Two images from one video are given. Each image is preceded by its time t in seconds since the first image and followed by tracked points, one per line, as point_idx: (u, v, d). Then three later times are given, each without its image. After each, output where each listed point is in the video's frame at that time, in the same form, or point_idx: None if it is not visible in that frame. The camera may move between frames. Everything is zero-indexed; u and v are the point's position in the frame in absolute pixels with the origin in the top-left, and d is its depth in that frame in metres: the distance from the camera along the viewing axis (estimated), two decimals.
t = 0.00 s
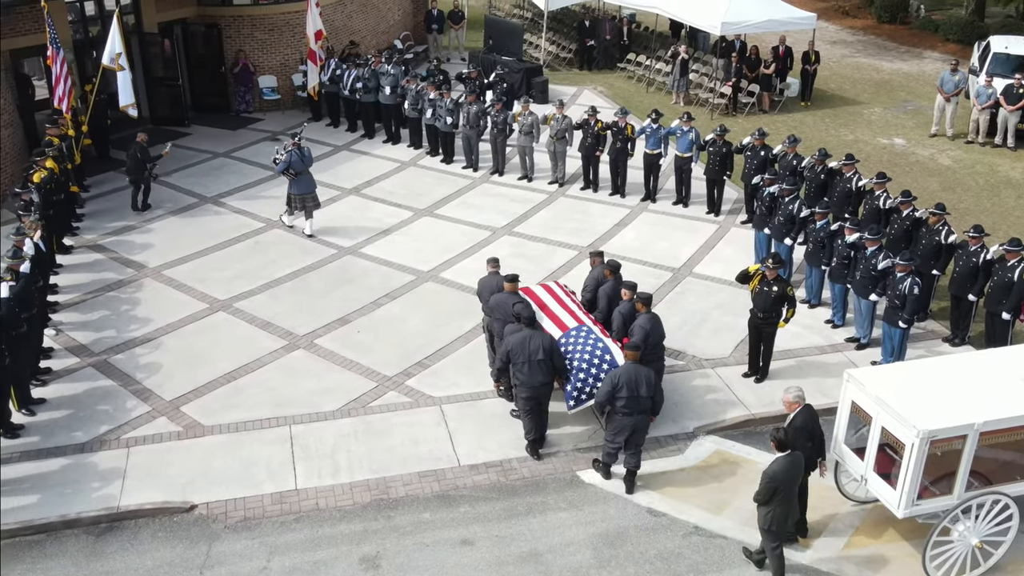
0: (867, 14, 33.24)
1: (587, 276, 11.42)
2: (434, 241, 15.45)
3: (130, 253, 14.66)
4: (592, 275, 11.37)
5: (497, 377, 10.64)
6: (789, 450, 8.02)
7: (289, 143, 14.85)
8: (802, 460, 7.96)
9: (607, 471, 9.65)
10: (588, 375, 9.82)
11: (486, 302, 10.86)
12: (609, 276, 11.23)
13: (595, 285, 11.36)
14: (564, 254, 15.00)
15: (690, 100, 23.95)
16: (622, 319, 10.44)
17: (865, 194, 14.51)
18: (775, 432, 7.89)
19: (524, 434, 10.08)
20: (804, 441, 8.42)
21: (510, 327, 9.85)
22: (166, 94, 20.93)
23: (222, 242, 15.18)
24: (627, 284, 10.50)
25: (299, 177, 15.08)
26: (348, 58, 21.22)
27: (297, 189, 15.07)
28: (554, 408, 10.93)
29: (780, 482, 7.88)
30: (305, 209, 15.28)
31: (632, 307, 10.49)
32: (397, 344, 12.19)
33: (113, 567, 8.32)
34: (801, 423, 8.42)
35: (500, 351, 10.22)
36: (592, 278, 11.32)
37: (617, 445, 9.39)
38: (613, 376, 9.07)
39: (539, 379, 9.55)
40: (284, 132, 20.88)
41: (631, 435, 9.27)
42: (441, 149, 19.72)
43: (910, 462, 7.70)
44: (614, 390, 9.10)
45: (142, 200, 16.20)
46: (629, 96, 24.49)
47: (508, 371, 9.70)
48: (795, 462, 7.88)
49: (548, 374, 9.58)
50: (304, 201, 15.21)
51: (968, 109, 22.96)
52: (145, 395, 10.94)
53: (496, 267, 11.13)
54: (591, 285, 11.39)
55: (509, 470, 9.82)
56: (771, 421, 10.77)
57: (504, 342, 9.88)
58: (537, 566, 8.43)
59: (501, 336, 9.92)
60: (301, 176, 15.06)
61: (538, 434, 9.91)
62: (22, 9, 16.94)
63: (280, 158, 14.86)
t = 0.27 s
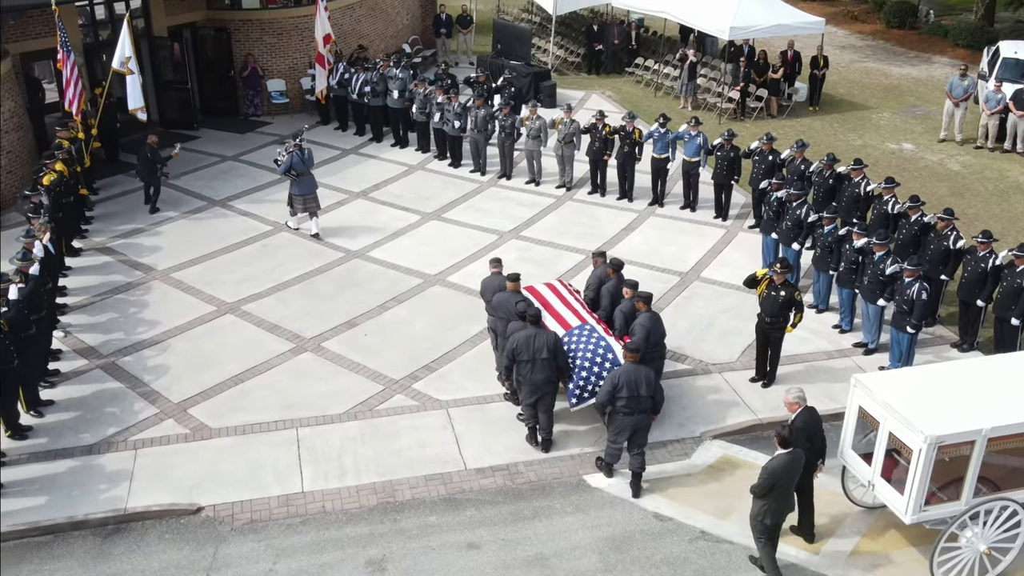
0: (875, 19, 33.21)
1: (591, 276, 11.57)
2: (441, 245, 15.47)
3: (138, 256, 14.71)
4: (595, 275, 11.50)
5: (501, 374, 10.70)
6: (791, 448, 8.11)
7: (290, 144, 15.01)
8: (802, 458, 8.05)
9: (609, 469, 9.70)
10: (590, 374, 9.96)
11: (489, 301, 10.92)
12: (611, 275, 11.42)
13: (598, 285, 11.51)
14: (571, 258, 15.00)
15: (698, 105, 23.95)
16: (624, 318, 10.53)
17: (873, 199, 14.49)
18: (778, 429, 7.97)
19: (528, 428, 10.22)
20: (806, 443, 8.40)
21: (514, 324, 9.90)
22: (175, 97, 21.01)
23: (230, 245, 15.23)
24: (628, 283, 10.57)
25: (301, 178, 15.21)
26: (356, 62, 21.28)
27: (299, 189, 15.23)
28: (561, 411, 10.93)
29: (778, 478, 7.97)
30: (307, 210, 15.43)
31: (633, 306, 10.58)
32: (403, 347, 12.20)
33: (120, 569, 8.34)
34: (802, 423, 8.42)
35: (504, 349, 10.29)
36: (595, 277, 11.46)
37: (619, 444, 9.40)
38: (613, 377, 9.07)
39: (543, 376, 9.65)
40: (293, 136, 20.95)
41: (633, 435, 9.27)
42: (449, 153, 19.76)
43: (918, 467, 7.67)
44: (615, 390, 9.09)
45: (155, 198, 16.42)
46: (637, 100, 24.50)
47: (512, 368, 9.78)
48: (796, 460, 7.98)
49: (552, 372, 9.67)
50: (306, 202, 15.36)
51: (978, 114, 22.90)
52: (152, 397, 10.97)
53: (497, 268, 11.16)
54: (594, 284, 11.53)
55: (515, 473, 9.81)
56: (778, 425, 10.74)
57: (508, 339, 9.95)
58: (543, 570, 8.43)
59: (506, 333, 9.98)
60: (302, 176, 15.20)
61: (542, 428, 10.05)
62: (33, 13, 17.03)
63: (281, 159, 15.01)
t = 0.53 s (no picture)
0: (885, 24, 33.15)
1: (597, 276, 11.66)
2: (449, 248, 15.48)
3: (147, 258, 14.76)
4: (600, 275, 11.59)
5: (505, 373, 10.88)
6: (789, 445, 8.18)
7: (291, 143, 15.30)
8: (802, 455, 8.13)
9: (615, 472, 9.72)
10: (594, 373, 10.20)
11: (495, 301, 11.00)
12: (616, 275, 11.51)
13: (603, 285, 11.58)
14: (578, 262, 15.00)
15: (706, 109, 23.94)
16: (628, 317, 10.57)
17: (882, 204, 14.46)
18: (777, 424, 8.05)
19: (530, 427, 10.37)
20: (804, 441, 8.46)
21: (518, 323, 10.06)
22: (184, 101, 21.09)
23: (238, 248, 15.27)
24: (632, 282, 10.58)
25: (302, 177, 15.46)
26: (365, 66, 21.33)
27: (299, 189, 15.48)
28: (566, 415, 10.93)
29: (777, 473, 8.04)
30: (306, 209, 15.68)
31: (637, 306, 10.58)
32: (411, 351, 12.21)
33: (126, 571, 8.36)
34: (796, 423, 8.42)
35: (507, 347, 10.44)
36: (600, 278, 11.53)
37: (619, 442, 9.51)
38: (608, 375, 9.23)
39: (545, 374, 9.82)
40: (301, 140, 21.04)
41: (631, 432, 9.39)
42: (457, 157, 19.78)
43: (925, 473, 7.65)
44: (610, 388, 9.25)
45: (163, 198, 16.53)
46: (645, 105, 24.50)
47: (515, 366, 9.94)
48: (796, 455, 8.05)
49: (553, 370, 9.83)
50: (306, 201, 15.60)
51: (987, 120, 22.83)
52: (160, 400, 10.99)
53: (505, 268, 11.29)
54: (599, 285, 11.60)
55: (521, 477, 9.81)
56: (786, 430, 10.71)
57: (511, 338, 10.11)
58: (549, 573, 8.42)
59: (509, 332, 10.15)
60: (303, 176, 15.45)
61: (544, 427, 10.18)
62: (44, 17, 17.13)
63: (283, 158, 15.27)
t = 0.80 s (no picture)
0: (894, 29, 33.11)
1: (599, 278, 11.66)
2: (456, 252, 15.50)
3: (155, 261, 14.81)
4: (604, 276, 11.58)
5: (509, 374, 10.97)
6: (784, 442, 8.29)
7: (294, 145, 15.45)
8: (798, 452, 8.20)
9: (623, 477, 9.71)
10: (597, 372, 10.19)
11: (500, 302, 11.15)
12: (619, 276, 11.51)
13: (606, 286, 11.57)
14: (585, 266, 15.01)
15: (714, 114, 23.93)
16: (631, 318, 10.64)
17: (890, 209, 14.44)
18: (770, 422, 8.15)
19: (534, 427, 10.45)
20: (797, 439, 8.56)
21: (522, 323, 10.18)
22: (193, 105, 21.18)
23: (246, 251, 15.31)
24: (635, 284, 10.71)
25: (306, 178, 15.61)
26: (373, 70, 21.39)
27: (304, 190, 15.57)
28: (571, 419, 10.92)
29: (772, 471, 8.13)
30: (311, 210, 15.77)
31: (639, 307, 10.69)
32: (418, 354, 12.22)
33: (133, 573, 8.38)
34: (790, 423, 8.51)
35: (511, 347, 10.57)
36: (603, 279, 11.53)
37: (624, 444, 9.56)
38: (606, 375, 9.32)
39: (549, 374, 9.91)
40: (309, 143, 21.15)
41: (631, 431, 9.47)
42: (465, 161, 19.81)
43: (933, 479, 7.62)
44: (609, 388, 9.34)
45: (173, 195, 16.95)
46: (653, 109, 24.50)
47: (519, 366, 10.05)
48: (791, 453, 8.12)
49: (558, 369, 9.94)
50: (311, 202, 15.73)
51: (996, 125, 22.76)
52: (168, 402, 11.03)
53: (512, 269, 11.30)
54: (602, 286, 11.60)
55: (527, 481, 9.81)
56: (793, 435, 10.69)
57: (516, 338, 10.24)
58: None
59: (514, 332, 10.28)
60: (307, 177, 15.59)
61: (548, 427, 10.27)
62: (55, 21, 17.22)
63: (287, 160, 15.42)
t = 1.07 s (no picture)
0: (903, 34, 33.07)
1: (601, 279, 11.77)
2: (464, 256, 15.52)
3: (164, 264, 14.87)
4: (606, 277, 11.63)
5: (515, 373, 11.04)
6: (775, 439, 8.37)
7: (300, 147, 15.48)
8: (788, 449, 8.27)
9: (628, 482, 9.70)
10: (599, 370, 10.40)
11: (502, 304, 11.21)
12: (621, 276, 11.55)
13: (608, 286, 11.66)
14: (593, 270, 15.01)
15: (723, 119, 23.93)
16: (632, 316, 10.66)
17: (898, 214, 14.42)
18: (760, 419, 8.27)
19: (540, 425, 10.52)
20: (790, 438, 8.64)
21: (527, 322, 10.23)
22: (202, 108, 21.24)
23: (254, 254, 15.36)
24: (634, 282, 10.70)
25: (311, 180, 15.69)
26: (381, 74, 21.44)
27: (310, 192, 15.69)
28: (577, 423, 10.93)
29: (761, 467, 8.22)
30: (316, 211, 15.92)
31: (640, 305, 10.68)
32: (424, 358, 12.24)
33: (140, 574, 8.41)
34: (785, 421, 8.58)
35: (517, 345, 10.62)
36: (605, 280, 11.60)
37: (627, 445, 9.57)
38: (608, 375, 9.35)
39: (554, 372, 9.96)
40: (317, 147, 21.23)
41: (633, 431, 9.52)
42: (472, 165, 19.85)
43: (939, 484, 7.60)
44: (610, 388, 9.37)
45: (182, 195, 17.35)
46: (661, 114, 24.50)
47: (525, 364, 10.10)
48: (779, 449, 8.20)
49: (563, 368, 9.97)
50: (317, 203, 15.85)
51: (1006, 130, 22.70)
52: (175, 404, 11.06)
53: (514, 272, 11.32)
54: (604, 287, 11.68)
55: (533, 484, 9.81)
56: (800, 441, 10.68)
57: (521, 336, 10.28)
58: None
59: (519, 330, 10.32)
60: (312, 179, 15.67)
61: (553, 424, 10.34)
62: (65, 25, 17.33)
63: (292, 162, 15.49)
